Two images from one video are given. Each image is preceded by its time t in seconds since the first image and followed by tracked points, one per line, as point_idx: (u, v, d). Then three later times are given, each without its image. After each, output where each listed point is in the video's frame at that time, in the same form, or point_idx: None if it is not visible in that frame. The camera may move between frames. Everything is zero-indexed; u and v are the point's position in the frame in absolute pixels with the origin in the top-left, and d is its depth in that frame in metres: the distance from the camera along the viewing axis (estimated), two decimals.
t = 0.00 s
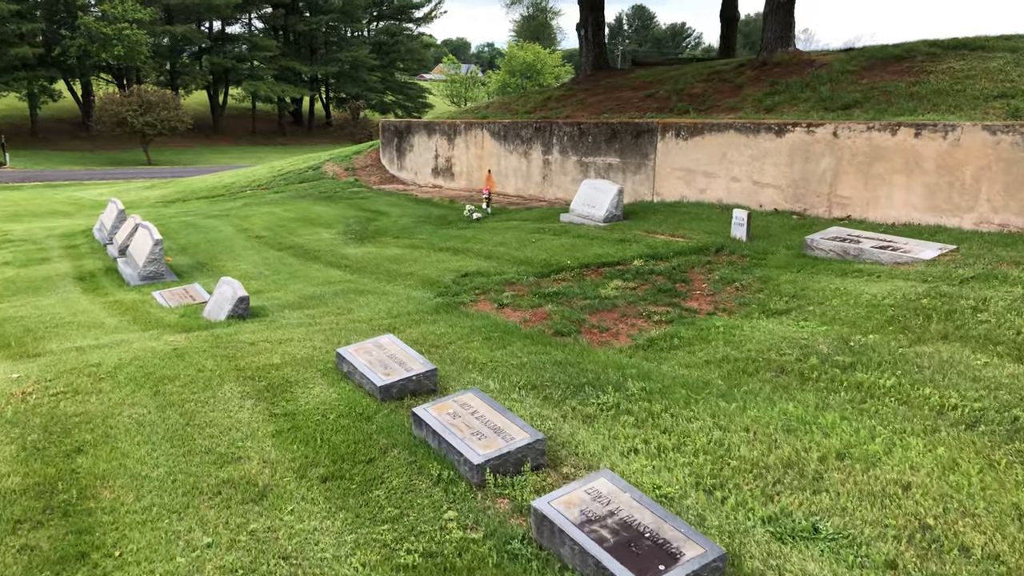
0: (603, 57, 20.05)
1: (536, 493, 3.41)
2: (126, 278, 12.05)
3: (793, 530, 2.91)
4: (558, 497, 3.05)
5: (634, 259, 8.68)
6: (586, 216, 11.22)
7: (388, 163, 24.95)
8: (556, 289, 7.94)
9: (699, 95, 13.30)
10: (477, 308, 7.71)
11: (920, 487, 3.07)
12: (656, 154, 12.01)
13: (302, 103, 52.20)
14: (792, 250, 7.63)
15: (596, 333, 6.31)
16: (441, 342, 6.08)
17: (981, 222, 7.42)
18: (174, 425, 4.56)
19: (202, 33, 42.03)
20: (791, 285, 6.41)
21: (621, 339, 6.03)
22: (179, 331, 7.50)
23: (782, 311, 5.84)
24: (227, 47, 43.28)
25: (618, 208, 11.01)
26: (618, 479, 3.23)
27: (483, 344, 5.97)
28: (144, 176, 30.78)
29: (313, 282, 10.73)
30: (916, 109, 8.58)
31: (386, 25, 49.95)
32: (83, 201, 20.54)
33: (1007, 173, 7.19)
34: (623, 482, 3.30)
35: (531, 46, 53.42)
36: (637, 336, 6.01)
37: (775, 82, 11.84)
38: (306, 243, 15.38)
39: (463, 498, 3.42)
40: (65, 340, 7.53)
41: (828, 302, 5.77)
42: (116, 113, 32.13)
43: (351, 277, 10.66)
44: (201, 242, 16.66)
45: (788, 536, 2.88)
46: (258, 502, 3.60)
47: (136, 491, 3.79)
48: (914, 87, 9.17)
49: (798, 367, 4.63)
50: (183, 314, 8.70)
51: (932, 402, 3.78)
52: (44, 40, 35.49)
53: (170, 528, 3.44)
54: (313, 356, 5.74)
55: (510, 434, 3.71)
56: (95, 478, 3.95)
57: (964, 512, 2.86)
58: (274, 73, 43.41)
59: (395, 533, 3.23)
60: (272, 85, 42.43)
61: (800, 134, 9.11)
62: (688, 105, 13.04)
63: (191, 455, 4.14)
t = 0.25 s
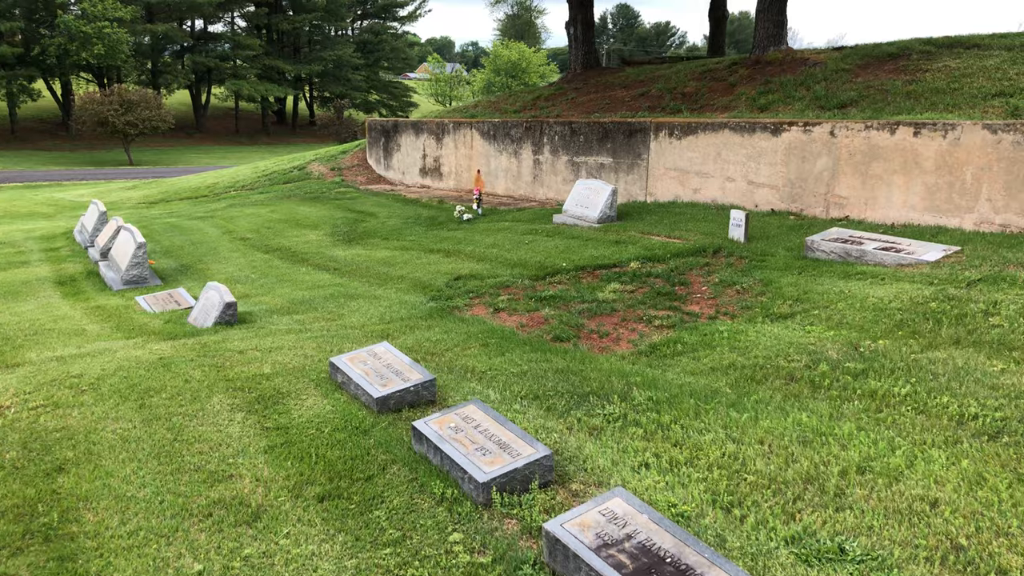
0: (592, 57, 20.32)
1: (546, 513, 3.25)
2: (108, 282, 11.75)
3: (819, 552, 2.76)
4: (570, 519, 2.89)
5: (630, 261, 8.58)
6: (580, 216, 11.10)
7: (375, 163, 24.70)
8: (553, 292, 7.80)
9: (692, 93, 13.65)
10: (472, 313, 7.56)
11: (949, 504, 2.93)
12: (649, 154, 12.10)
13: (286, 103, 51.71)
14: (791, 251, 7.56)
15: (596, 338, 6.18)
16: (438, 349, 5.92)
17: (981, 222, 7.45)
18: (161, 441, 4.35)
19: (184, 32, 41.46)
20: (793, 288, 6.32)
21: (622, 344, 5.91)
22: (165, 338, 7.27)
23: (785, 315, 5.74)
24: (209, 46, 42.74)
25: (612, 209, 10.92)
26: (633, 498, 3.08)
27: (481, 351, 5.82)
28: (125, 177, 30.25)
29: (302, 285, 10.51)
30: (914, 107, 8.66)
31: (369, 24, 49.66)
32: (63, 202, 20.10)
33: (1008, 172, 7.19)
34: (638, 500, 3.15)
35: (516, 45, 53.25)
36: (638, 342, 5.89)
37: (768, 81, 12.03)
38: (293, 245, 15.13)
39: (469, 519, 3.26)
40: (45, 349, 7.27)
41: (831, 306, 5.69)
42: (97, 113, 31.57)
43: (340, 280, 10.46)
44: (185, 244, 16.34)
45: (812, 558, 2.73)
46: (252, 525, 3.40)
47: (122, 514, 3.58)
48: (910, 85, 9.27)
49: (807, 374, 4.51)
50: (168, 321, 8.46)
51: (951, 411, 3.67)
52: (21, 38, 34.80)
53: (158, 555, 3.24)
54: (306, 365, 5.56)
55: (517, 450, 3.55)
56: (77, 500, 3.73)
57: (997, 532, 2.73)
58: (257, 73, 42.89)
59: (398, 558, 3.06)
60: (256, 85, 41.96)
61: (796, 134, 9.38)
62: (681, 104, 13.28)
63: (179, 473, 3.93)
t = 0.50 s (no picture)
0: (580, 54, 20.35)
1: (555, 527, 3.11)
2: (89, 285, 11.46)
3: (845, 566, 2.64)
4: (584, 536, 2.76)
5: (625, 261, 8.47)
6: (571, 215, 11.00)
7: (361, 162, 24.44)
8: (548, 293, 7.67)
9: (683, 91, 13.61)
10: (466, 314, 7.40)
11: (976, 515, 2.83)
12: (640, 152, 12.00)
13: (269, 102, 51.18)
14: (789, 250, 7.49)
15: (594, 340, 6.05)
16: (433, 353, 5.76)
17: (979, 220, 7.44)
18: (147, 452, 4.15)
19: (165, 30, 40.87)
20: (794, 288, 6.23)
21: (622, 347, 5.79)
22: (150, 343, 7.05)
23: (787, 316, 5.64)
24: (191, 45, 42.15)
25: (604, 208, 10.80)
26: (647, 511, 2.95)
27: (478, 353, 5.68)
28: (105, 177, 29.73)
29: (289, 287, 10.30)
30: (909, 104, 8.67)
31: (353, 23, 49.28)
32: (42, 203, 19.67)
33: (1007, 168, 7.17)
34: (652, 513, 3.02)
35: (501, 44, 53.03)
36: (638, 344, 5.76)
37: (760, 78, 12.03)
38: (279, 246, 14.88)
39: (475, 534, 3.11)
40: (23, 356, 7.02)
41: (834, 306, 5.61)
42: (76, 112, 31.01)
43: (328, 281, 10.27)
44: (169, 245, 16.03)
45: (838, 573, 2.60)
46: (245, 544, 3.23)
47: (106, 533, 3.38)
48: (904, 82, 9.28)
49: (816, 377, 4.40)
50: (152, 325, 8.22)
51: (968, 416, 3.58)
52: None
53: None
54: (297, 370, 5.38)
55: (523, 460, 3.40)
56: (58, 518, 3.52)
57: None
58: (240, 72, 42.39)
59: None
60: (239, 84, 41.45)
61: (790, 131, 9.32)
62: (672, 101, 13.25)
63: (168, 488, 3.74)
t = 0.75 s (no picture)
0: (572, 53, 20.38)
1: (574, 546, 2.94)
2: (74, 288, 11.18)
3: None
4: (608, 557, 2.60)
5: (625, 262, 8.35)
6: (568, 216, 10.87)
7: (350, 162, 24.19)
8: (548, 295, 7.52)
9: (678, 90, 13.49)
10: (465, 318, 7.24)
11: (1017, 530, 2.69)
12: (635, 151, 11.89)
13: (255, 102, 50.72)
14: (792, 251, 7.41)
15: (598, 343, 5.90)
16: (433, 358, 5.60)
17: (985, 219, 7.43)
18: (138, 466, 3.94)
19: (150, 30, 40.36)
20: (802, 289, 6.13)
21: (628, 350, 5.65)
22: (138, 349, 6.82)
23: (796, 318, 5.53)
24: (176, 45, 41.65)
25: (602, 207, 10.69)
26: (673, 529, 2.80)
27: (481, 359, 5.52)
28: (88, 178, 29.24)
29: (281, 290, 10.09)
30: (911, 101, 8.67)
31: (339, 23, 48.94)
32: (25, 204, 19.27)
33: (1012, 166, 7.16)
34: (676, 531, 2.86)
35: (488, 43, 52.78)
36: (644, 348, 5.61)
37: (757, 75, 12.04)
38: (269, 248, 14.64)
39: (489, 554, 2.94)
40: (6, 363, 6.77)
41: (844, 308, 5.51)
42: (59, 112, 30.50)
43: (321, 284, 10.06)
44: (155, 247, 15.72)
45: None
46: (244, 566, 3.04)
47: (96, 556, 3.17)
48: (905, 79, 9.31)
49: (832, 381, 4.27)
50: (140, 330, 7.99)
51: (997, 423, 3.45)
52: None
53: None
54: (294, 377, 5.18)
55: (537, 474, 3.24)
56: (44, 540, 3.31)
57: None
58: (226, 72, 41.95)
59: None
60: (225, 83, 40.99)
61: (790, 129, 9.30)
62: (667, 99, 13.25)
63: (161, 505, 3.54)
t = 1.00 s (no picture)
0: (565, 51, 20.37)
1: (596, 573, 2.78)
2: (58, 293, 10.90)
3: None
4: None
5: (625, 264, 8.24)
6: (565, 217, 10.75)
7: (339, 162, 23.93)
8: (548, 299, 7.38)
9: (674, 89, 13.62)
10: (464, 323, 7.07)
11: None
12: (632, 151, 11.94)
13: (241, 102, 50.21)
14: (796, 252, 7.33)
15: (603, 350, 5.76)
16: (435, 366, 5.45)
17: (990, 219, 7.44)
18: (129, 487, 3.73)
19: (134, 29, 39.83)
20: (810, 293, 6.04)
21: (635, 357, 5.51)
22: (127, 359, 6.59)
23: (807, 323, 5.42)
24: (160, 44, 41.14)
25: (599, 208, 10.58)
26: (703, 554, 2.65)
27: (484, 366, 5.37)
28: (70, 179, 28.75)
29: (272, 295, 9.87)
30: (913, 100, 8.67)
31: (325, 22, 48.56)
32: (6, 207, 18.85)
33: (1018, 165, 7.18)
34: (705, 556, 2.70)
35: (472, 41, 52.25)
36: (651, 355, 5.46)
37: (753, 74, 12.10)
38: (259, 250, 14.41)
39: None
40: None
41: (856, 312, 5.41)
42: (40, 112, 29.97)
43: (313, 288, 9.85)
44: (142, 251, 15.41)
45: None
46: None
47: None
48: (905, 78, 9.37)
49: (852, 390, 4.14)
50: (128, 338, 7.74)
51: None
52: None
53: None
54: (290, 388, 4.97)
55: (554, 493, 3.07)
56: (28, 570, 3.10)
57: None
58: (211, 71, 41.49)
59: None
60: (210, 83, 40.46)
61: (791, 129, 9.32)
62: (662, 99, 13.30)
63: (154, 530, 3.34)
